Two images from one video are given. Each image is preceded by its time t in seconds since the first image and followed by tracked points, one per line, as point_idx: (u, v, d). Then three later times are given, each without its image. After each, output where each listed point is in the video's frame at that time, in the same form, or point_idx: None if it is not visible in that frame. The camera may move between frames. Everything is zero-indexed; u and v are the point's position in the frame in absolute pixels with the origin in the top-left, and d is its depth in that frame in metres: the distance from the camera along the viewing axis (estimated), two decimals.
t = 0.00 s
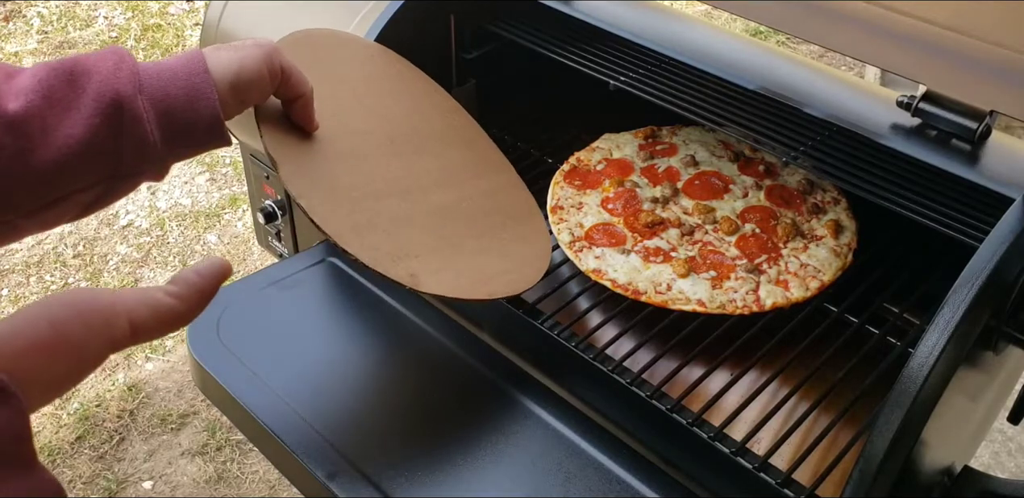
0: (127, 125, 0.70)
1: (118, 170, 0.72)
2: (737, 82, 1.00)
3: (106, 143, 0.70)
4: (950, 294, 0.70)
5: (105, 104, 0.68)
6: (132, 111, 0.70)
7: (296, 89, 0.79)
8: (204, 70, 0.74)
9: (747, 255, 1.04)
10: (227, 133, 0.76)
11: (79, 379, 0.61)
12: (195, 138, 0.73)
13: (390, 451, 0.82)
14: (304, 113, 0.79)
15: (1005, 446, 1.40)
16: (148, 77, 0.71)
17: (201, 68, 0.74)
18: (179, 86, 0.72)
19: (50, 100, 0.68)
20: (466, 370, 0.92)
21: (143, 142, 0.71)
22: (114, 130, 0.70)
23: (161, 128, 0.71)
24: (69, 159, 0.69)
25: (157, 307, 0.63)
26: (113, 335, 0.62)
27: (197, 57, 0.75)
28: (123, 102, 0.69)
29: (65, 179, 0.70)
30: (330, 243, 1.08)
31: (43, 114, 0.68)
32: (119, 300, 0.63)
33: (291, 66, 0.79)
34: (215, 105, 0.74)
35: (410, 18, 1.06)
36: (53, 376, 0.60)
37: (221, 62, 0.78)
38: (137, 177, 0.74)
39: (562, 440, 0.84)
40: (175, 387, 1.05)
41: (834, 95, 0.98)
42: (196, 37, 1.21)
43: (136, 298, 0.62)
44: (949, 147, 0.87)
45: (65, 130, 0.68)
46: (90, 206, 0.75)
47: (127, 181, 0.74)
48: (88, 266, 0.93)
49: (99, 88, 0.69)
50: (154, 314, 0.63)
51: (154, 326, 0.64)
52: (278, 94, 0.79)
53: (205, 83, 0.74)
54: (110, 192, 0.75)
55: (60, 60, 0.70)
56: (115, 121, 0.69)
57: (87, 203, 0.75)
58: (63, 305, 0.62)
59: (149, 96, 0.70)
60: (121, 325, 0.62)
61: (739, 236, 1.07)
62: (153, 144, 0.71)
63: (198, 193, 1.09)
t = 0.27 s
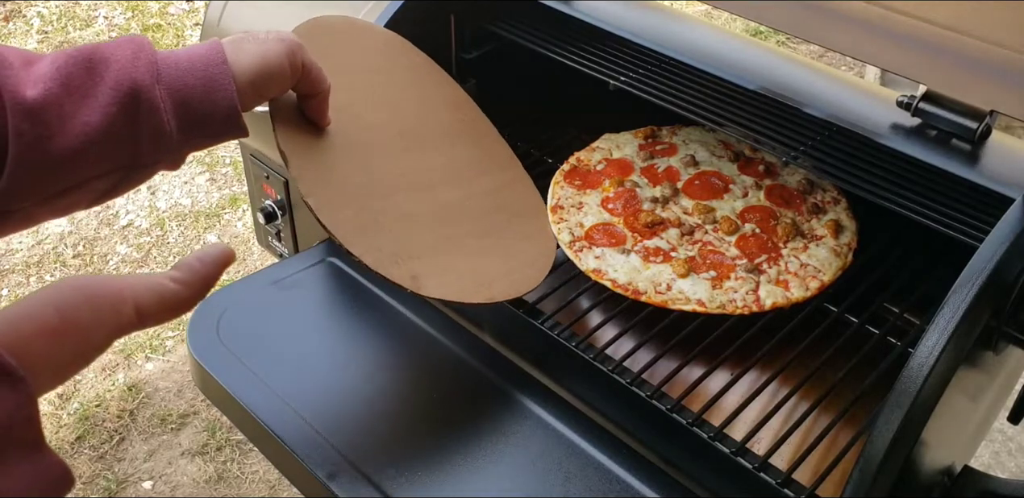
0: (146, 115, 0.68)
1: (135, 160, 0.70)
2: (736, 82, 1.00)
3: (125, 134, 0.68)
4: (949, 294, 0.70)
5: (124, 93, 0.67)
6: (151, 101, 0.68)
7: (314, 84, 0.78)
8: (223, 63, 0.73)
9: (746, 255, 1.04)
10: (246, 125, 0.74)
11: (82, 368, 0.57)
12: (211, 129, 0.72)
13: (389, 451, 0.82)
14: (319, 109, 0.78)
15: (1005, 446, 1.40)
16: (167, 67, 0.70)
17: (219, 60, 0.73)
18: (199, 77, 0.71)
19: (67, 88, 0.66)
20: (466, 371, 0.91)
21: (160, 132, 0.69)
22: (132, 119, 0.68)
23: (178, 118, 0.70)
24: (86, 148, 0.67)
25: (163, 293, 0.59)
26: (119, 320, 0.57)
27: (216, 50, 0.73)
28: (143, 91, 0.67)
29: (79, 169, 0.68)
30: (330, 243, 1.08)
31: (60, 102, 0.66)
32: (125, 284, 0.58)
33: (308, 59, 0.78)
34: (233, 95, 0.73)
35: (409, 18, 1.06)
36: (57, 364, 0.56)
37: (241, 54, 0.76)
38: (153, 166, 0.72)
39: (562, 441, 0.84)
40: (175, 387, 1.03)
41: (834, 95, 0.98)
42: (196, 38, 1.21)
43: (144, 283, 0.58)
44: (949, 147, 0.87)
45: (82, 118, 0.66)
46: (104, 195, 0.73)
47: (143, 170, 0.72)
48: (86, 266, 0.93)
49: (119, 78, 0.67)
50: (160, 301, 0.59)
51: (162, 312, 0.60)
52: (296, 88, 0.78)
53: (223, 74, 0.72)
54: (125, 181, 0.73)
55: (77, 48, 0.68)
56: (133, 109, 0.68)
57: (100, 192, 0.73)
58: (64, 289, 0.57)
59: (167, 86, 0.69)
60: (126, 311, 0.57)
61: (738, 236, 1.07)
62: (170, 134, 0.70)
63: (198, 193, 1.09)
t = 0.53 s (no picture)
0: (153, 118, 0.71)
1: (142, 162, 0.73)
2: (736, 82, 1.00)
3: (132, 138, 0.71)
4: (949, 294, 0.70)
5: (132, 97, 0.70)
6: (158, 105, 0.71)
7: (323, 91, 0.82)
8: (230, 70, 0.76)
9: (747, 255, 1.04)
10: (251, 134, 0.77)
11: (88, 371, 0.59)
12: (217, 134, 0.75)
13: (389, 451, 0.82)
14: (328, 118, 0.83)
15: (1005, 446, 1.39)
16: (175, 73, 0.73)
17: (227, 67, 0.76)
18: (207, 83, 0.74)
19: (79, 92, 0.69)
20: (466, 371, 0.91)
21: (168, 137, 0.72)
22: (139, 123, 0.71)
23: (185, 122, 0.73)
24: (95, 151, 0.69)
25: (167, 299, 0.61)
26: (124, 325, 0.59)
27: (225, 57, 0.77)
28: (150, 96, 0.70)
29: (89, 171, 0.70)
30: (329, 243, 1.08)
31: (71, 105, 0.69)
32: (130, 289, 0.60)
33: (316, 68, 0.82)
34: (240, 103, 0.76)
35: (409, 19, 1.07)
36: (65, 369, 0.57)
37: (249, 61, 0.80)
38: (161, 170, 0.75)
39: (562, 440, 0.83)
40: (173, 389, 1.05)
41: (834, 95, 0.98)
42: (196, 38, 1.21)
43: (148, 289, 0.60)
44: (949, 147, 0.87)
45: (91, 121, 0.69)
46: (112, 197, 0.76)
47: (150, 173, 0.75)
48: (88, 265, 0.93)
49: (128, 82, 0.70)
50: (164, 306, 0.61)
51: (165, 317, 0.62)
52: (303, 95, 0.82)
53: (230, 82, 0.75)
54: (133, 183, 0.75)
55: (89, 54, 0.71)
56: (140, 113, 0.70)
57: (108, 194, 0.75)
58: (71, 294, 0.58)
59: (174, 91, 0.72)
60: (131, 317, 0.59)
61: (738, 236, 1.06)
62: (177, 139, 0.72)
63: (197, 192, 1.09)
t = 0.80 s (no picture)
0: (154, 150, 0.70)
1: (138, 194, 0.72)
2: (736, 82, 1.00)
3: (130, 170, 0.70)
4: (950, 294, 0.70)
5: (134, 129, 0.69)
6: (159, 138, 0.71)
7: (322, 132, 0.85)
8: (230, 107, 0.77)
9: (747, 255, 1.04)
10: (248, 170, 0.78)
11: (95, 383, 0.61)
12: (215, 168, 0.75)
13: (389, 450, 0.82)
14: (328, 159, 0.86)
15: (1005, 446, 1.39)
16: (176, 108, 0.73)
17: (228, 103, 0.77)
18: (208, 118, 0.75)
19: (79, 123, 0.68)
20: (466, 371, 0.91)
21: (166, 169, 0.72)
22: (139, 155, 0.70)
23: (183, 155, 0.73)
24: (90, 183, 0.68)
25: (175, 312, 0.64)
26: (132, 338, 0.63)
27: (225, 95, 0.78)
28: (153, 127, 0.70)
29: (82, 204, 0.69)
30: (328, 243, 1.08)
31: (70, 136, 0.68)
32: (138, 303, 0.63)
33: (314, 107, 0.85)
34: (238, 138, 0.77)
35: (409, 19, 1.07)
36: (74, 381, 0.60)
37: (248, 98, 0.81)
38: (154, 203, 0.74)
39: (562, 440, 0.84)
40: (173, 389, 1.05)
41: (835, 95, 0.98)
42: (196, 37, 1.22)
43: (157, 303, 0.63)
44: (949, 146, 0.87)
45: (90, 152, 0.68)
46: (102, 233, 0.74)
47: (143, 206, 0.74)
48: (87, 265, 0.93)
49: (131, 113, 0.70)
50: (171, 320, 0.64)
51: (170, 330, 0.65)
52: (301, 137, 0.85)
53: (230, 117, 0.76)
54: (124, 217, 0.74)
55: (89, 86, 0.71)
56: (140, 144, 0.70)
57: (97, 230, 0.73)
58: (80, 308, 0.62)
59: (176, 125, 0.72)
60: (140, 330, 0.62)
61: (738, 236, 1.06)
62: (175, 173, 0.73)
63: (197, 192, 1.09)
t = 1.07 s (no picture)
0: (145, 160, 0.71)
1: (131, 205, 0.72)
2: (736, 81, 1.00)
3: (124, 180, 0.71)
4: (950, 294, 0.70)
5: (127, 139, 0.70)
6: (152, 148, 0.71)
7: (314, 143, 0.85)
8: (225, 120, 0.77)
9: (756, 252, 1.04)
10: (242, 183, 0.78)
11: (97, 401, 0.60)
12: (210, 180, 0.75)
13: (389, 451, 0.82)
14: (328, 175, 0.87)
15: (1005, 446, 1.39)
16: (170, 120, 0.73)
17: (222, 116, 0.78)
18: (202, 130, 0.75)
19: (73, 134, 0.69)
20: (467, 371, 0.91)
21: (160, 180, 0.72)
22: (131, 166, 0.70)
23: (176, 167, 0.73)
24: (83, 194, 0.69)
25: (177, 333, 0.60)
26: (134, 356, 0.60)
27: (220, 108, 0.78)
28: (145, 138, 0.70)
29: (76, 214, 0.70)
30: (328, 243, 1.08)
31: (64, 147, 0.69)
32: (140, 321, 0.60)
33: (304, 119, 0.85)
34: (233, 149, 0.77)
35: (409, 19, 1.07)
36: (74, 399, 0.58)
37: (243, 112, 0.81)
38: (148, 214, 0.74)
39: (562, 441, 0.84)
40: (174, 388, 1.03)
41: (835, 95, 0.98)
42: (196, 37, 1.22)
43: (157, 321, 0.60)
44: (949, 146, 0.87)
45: (84, 163, 0.69)
46: (98, 244, 0.74)
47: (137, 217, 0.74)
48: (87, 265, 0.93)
49: (124, 124, 0.70)
50: (175, 341, 0.60)
51: (174, 350, 0.61)
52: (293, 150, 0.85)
53: (224, 129, 0.77)
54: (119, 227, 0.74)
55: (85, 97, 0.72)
56: (133, 155, 0.70)
57: (94, 241, 0.74)
58: (83, 325, 0.60)
59: (169, 136, 0.73)
60: (141, 349, 0.60)
61: (746, 233, 1.06)
62: (169, 184, 0.73)
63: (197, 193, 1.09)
